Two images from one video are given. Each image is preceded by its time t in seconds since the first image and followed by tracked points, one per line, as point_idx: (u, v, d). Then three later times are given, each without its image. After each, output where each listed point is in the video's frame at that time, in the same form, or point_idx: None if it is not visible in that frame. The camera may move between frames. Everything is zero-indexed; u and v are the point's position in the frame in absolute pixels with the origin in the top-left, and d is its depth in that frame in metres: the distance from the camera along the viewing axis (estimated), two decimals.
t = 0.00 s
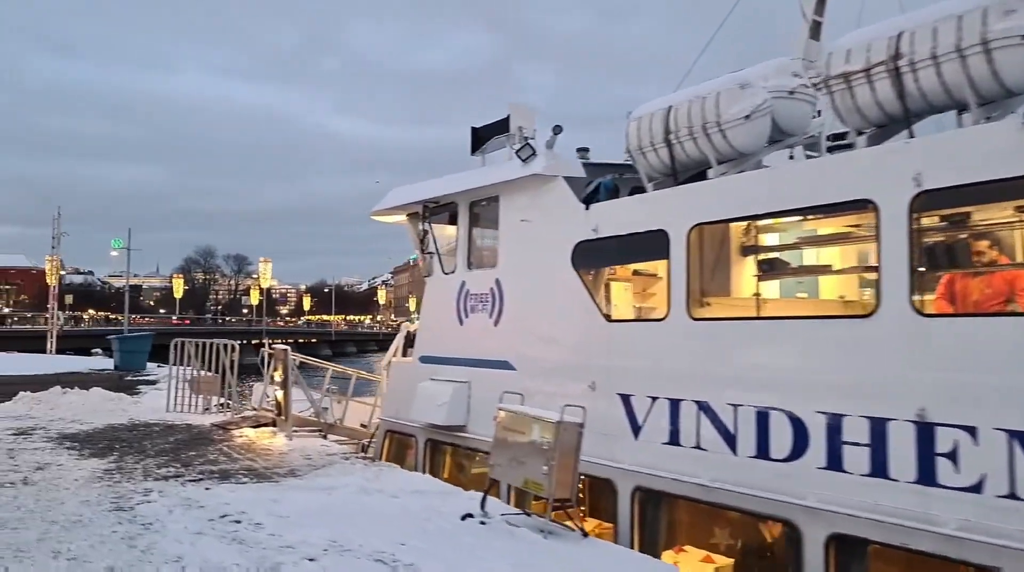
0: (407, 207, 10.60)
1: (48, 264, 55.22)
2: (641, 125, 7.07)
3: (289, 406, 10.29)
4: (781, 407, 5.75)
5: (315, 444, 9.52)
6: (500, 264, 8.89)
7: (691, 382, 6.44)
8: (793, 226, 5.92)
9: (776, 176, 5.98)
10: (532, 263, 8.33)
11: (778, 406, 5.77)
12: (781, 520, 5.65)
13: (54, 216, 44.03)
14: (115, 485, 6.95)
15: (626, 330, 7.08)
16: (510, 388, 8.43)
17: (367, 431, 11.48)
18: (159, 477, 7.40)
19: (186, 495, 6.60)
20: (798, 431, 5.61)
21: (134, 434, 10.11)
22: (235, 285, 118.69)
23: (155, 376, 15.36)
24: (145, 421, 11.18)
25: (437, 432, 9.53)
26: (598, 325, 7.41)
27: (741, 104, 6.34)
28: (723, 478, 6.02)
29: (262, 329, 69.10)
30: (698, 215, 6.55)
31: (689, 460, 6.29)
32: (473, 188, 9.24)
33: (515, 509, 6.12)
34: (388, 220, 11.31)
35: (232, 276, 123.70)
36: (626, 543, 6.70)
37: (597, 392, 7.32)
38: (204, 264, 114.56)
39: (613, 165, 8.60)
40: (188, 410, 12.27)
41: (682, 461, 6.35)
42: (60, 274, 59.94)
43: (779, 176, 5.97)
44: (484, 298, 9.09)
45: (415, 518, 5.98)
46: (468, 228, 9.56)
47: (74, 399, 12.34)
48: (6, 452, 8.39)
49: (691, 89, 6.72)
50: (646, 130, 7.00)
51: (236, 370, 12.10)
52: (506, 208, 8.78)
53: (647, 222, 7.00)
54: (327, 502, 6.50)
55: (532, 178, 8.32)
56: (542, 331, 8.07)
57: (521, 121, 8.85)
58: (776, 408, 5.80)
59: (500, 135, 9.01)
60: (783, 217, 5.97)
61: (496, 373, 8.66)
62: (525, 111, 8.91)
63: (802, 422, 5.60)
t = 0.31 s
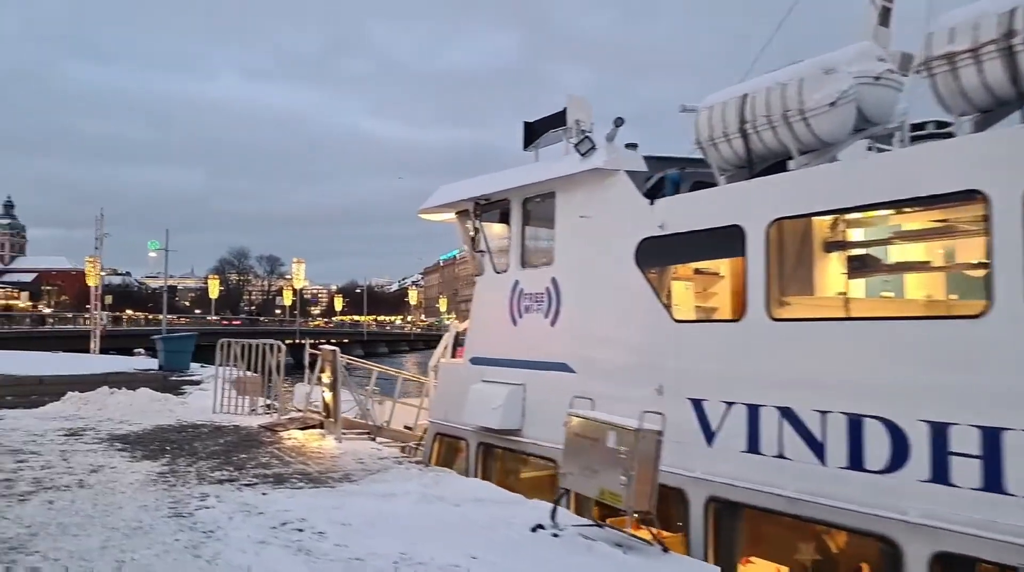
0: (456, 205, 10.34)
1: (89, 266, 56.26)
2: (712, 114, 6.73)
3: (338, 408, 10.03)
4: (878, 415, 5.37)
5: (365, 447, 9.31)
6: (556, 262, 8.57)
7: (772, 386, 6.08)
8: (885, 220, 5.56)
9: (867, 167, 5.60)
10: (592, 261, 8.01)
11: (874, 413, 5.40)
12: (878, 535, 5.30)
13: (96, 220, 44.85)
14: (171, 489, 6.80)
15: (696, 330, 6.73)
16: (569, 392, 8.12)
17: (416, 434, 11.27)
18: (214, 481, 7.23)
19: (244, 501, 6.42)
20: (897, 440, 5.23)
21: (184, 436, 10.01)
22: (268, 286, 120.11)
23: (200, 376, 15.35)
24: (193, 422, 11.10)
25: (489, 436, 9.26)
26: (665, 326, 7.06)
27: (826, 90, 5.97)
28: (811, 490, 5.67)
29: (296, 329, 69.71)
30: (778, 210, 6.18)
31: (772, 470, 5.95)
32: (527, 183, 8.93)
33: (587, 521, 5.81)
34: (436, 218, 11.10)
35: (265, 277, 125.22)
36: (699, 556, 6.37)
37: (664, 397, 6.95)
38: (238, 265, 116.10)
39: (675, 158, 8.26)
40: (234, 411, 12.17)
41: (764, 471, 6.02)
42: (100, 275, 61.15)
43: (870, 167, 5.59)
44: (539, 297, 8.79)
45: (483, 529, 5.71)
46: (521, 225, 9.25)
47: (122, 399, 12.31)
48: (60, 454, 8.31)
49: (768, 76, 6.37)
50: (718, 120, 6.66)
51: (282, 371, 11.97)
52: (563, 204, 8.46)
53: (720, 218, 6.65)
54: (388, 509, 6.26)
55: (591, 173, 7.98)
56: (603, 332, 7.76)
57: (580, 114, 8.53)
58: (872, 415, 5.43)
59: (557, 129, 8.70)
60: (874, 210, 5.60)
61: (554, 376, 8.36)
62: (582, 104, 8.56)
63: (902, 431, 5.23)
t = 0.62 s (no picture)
0: (528, 200, 10.03)
1: (152, 267, 58.06)
2: (817, 99, 6.30)
3: (410, 409, 9.82)
4: (1017, 423, 4.85)
5: (439, 450, 9.09)
6: (637, 258, 8.17)
7: (891, 390, 5.60)
8: (1018, 209, 5.06)
9: (1001, 150, 5.07)
10: (678, 257, 7.59)
11: (1013, 421, 4.88)
12: (1020, 556, 4.80)
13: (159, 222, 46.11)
14: (252, 490, 6.68)
15: (801, 330, 6.29)
16: (654, 395, 7.75)
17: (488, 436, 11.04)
18: (293, 483, 7.10)
19: (327, 504, 6.24)
20: None
21: (257, 435, 9.97)
22: (322, 286, 122.25)
23: (267, 375, 15.44)
24: (264, 421, 11.08)
25: (566, 439, 8.95)
26: (764, 325, 6.61)
27: (951, 69, 5.48)
28: (939, 504, 5.21)
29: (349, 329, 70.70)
30: (895, 199, 5.69)
31: (892, 481, 5.50)
32: (606, 177, 8.54)
33: (691, 533, 5.45)
34: (506, 212, 10.87)
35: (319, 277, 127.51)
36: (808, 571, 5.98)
37: (764, 400, 6.53)
38: (292, 265, 118.42)
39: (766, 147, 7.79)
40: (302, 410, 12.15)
41: (882, 483, 5.57)
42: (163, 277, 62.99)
43: (1006, 150, 5.06)
44: (619, 295, 8.41)
45: (579, 539, 5.40)
46: (598, 221, 8.89)
47: (193, 397, 12.42)
48: (139, 452, 8.32)
49: (884, 56, 5.91)
50: (824, 104, 6.22)
51: (350, 371, 11.88)
52: (646, 198, 8.06)
53: (826, 209, 6.19)
54: (476, 515, 6.00)
55: (678, 164, 7.54)
56: (692, 332, 7.36)
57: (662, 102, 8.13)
58: (1009, 423, 4.91)
59: (637, 119, 8.32)
60: (1004, 200, 5.10)
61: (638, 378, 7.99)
62: (664, 92, 8.10)
63: None
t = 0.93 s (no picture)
0: (592, 199, 9.71)
1: (203, 270, 59.32)
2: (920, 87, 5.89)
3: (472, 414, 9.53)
4: None
5: (504, 458, 8.81)
6: (714, 259, 7.78)
7: (1011, 402, 5.12)
8: None
9: None
10: (761, 258, 7.19)
11: None
12: None
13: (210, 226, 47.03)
14: (322, 500, 6.51)
15: (904, 335, 5.86)
16: (733, 403, 7.35)
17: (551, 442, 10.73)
18: (361, 491, 6.91)
19: (399, 515, 6.02)
20: None
21: (317, 440, 9.84)
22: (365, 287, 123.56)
23: (322, 377, 15.42)
24: (322, 425, 10.97)
25: (635, 447, 8.59)
26: (860, 330, 6.20)
27: None
28: None
29: (394, 330, 71.17)
30: (1013, 193, 5.22)
31: (1014, 501, 5.03)
32: (679, 174, 8.18)
33: (792, 555, 5.09)
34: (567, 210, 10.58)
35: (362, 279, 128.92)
36: None
37: (861, 410, 6.12)
38: (337, 267, 119.97)
39: (854, 140, 7.39)
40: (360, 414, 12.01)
41: (1002, 502, 5.10)
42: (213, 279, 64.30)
43: None
44: (693, 298, 8.03)
45: (670, 560, 5.07)
46: (669, 220, 8.52)
47: (251, 400, 12.41)
48: (204, 457, 8.24)
49: (998, 37, 5.44)
50: (928, 93, 5.81)
51: (408, 375, 11.71)
52: (723, 195, 7.68)
53: (931, 205, 5.74)
54: (555, 530, 5.71)
55: (759, 160, 7.15)
56: (776, 337, 6.97)
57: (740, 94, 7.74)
58: None
59: (714, 112, 7.95)
60: None
61: (714, 385, 7.60)
62: (742, 83, 7.70)
63: None
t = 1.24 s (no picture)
0: (644, 190, 9.36)
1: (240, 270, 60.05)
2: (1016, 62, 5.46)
3: (518, 414, 9.23)
4: None
5: (554, 459, 8.48)
6: (778, 251, 7.38)
7: None
8: None
9: None
10: (831, 249, 6.80)
11: None
12: None
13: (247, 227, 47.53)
14: (371, 501, 6.26)
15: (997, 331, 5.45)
16: (803, 403, 6.98)
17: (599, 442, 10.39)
18: (411, 492, 6.65)
19: (452, 518, 5.74)
20: None
21: (360, 438, 9.64)
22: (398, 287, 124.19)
23: (361, 375, 15.26)
24: (364, 423, 10.78)
25: (692, 448, 8.22)
26: (945, 325, 5.78)
27: None
28: None
29: (427, 329, 71.26)
30: None
31: None
32: (739, 162, 7.79)
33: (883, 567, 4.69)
34: (615, 202, 10.22)
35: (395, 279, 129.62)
36: None
37: (947, 411, 5.74)
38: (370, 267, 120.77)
39: (931, 124, 6.93)
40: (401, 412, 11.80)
41: None
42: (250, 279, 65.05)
43: None
44: (756, 292, 7.64)
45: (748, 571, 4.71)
46: (728, 211, 8.13)
47: (292, 398, 12.28)
48: (248, 455, 8.08)
49: None
50: None
51: (451, 372, 11.46)
52: (789, 182, 7.28)
53: None
54: (619, 536, 5.38)
55: (831, 144, 6.77)
56: (850, 333, 6.58)
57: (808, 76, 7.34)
58: None
59: (780, 96, 7.57)
60: None
61: (781, 384, 7.22)
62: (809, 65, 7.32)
63: None
